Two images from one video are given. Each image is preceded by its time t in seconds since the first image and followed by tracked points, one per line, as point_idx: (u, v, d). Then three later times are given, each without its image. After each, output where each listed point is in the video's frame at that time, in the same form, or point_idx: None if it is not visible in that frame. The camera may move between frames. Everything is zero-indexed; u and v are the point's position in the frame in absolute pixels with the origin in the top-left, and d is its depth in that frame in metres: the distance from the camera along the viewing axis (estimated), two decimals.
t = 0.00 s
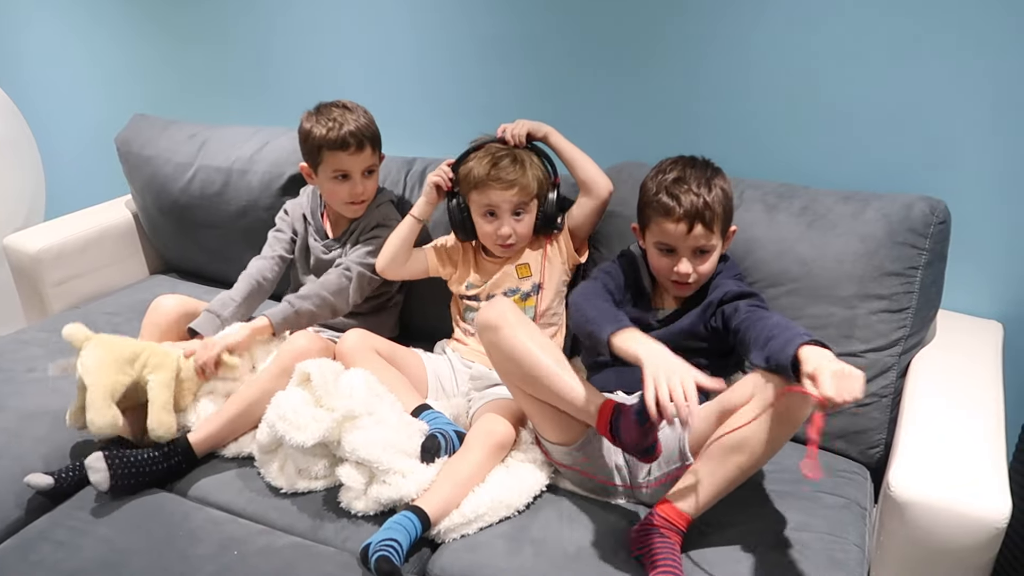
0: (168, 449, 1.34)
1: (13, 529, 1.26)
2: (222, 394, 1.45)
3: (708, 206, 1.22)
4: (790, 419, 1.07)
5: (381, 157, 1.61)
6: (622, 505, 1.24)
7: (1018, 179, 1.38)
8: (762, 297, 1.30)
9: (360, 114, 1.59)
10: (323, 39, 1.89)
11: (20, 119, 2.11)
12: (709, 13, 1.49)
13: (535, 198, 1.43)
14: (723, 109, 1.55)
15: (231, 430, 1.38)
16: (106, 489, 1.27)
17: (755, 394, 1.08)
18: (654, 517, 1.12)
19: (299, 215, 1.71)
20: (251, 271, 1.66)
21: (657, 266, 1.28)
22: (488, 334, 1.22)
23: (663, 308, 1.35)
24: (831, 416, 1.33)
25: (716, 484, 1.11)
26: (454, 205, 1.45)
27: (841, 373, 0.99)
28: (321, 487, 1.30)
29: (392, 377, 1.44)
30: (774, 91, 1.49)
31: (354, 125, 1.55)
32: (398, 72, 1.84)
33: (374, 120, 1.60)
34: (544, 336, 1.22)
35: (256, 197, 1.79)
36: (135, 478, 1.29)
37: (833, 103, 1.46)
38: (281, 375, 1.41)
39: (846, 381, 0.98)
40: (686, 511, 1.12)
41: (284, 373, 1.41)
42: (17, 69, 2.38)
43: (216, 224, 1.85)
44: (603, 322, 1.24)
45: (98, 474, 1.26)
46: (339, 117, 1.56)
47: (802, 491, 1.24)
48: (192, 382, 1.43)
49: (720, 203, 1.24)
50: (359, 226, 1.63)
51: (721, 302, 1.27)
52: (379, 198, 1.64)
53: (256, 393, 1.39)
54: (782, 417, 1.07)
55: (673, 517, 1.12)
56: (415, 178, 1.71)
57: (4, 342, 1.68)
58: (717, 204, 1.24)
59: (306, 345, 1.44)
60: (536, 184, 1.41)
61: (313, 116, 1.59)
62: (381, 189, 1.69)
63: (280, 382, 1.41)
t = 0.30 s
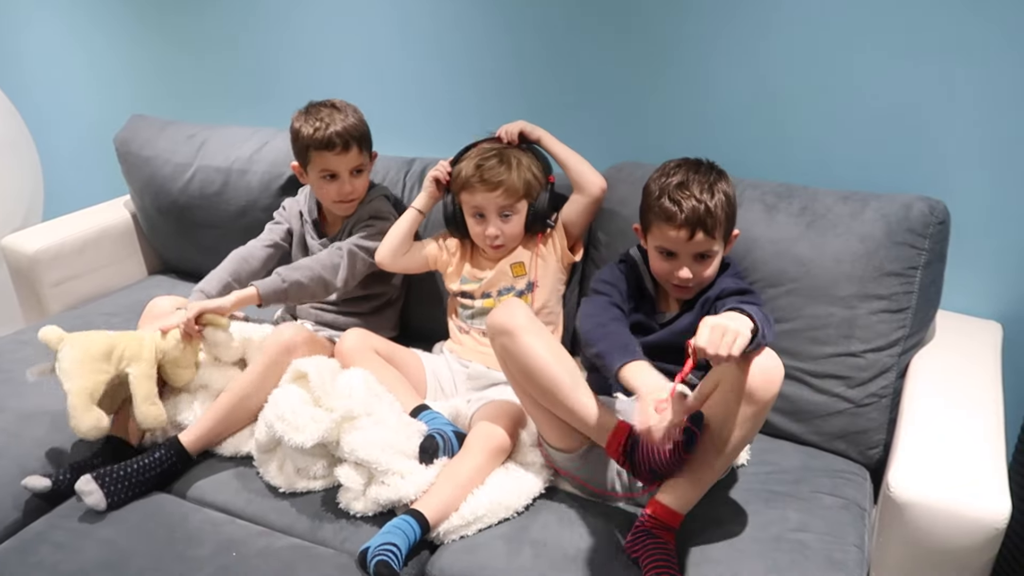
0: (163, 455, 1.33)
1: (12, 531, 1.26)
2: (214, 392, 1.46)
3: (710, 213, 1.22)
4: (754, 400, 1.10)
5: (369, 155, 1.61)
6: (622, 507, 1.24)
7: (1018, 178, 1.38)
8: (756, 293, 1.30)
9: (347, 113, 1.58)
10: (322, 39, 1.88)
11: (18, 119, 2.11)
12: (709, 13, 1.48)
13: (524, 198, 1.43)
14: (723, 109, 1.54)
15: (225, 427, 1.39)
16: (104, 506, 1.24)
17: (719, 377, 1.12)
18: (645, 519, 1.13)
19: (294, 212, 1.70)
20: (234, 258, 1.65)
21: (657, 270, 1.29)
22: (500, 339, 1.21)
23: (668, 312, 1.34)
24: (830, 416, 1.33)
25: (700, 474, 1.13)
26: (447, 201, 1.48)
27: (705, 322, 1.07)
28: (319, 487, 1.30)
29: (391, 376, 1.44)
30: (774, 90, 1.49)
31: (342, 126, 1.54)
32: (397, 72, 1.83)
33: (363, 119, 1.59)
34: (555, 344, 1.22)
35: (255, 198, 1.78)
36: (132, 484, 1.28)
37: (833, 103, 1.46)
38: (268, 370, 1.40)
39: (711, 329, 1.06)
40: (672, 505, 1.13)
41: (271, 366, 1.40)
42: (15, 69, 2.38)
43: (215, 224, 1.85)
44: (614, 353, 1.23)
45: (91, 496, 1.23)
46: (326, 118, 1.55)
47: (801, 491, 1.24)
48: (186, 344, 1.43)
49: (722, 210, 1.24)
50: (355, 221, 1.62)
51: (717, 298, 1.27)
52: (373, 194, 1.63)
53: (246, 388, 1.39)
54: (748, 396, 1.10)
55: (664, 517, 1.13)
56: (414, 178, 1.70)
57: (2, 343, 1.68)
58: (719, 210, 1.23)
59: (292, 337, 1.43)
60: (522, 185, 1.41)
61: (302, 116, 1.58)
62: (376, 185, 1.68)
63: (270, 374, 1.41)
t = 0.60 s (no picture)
0: (157, 456, 1.34)
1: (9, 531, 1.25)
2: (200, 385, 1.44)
3: (716, 214, 1.22)
4: (759, 403, 1.06)
5: (340, 157, 1.57)
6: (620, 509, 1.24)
7: (1018, 178, 1.38)
8: (761, 295, 1.30)
9: (326, 116, 1.56)
10: (321, 39, 1.88)
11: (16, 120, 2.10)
12: (708, 12, 1.48)
13: (523, 196, 1.42)
14: (722, 108, 1.54)
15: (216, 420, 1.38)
16: (99, 510, 1.23)
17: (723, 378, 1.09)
18: (643, 519, 1.13)
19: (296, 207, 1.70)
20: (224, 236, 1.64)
21: (659, 268, 1.28)
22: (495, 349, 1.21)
23: (666, 311, 1.34)
24: (830, 416, 1.32)
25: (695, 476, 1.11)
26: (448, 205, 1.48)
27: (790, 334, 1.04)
28: (317, 487, 1.29)
29: (389, 377, 1.44)
30: (774, 90, 1.49)
31: (308, 128, 1.54)
32: (397, 72, 1.83)
33: (338, 120, 1.56)
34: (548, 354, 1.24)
35: (254, 198, 1.78)
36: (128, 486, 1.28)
37: (833, 103, 1.45)
38: (249, 358, 1.40)
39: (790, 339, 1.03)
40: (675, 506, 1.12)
41: (254, 354, 1.40)
42: (14, 70, 2.37)
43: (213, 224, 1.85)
44: (568, 360, 1.19)
45: (82, 501, 1.22)
46: (308, 117, 1.56)
47: (800, 491, 1.24)
48: (185, 284, 1.37)
49: (729, 211, 1.24)
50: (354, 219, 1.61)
51: (722, 300, 1.27)
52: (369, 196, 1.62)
53: (228, 377, 1.39)
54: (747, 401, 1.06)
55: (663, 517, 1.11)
56: (413, 178, 1.70)
57: None
58: (725, 211, 1.23)
59: (270, 326, 1.41)
60: (521, 183, 1.41)
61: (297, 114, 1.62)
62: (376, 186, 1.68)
63: (254, 362, 1.40)
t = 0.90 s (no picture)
0: (166, 458, 1.33)
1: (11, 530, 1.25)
2: (203, 390, 1.45)
3: (722, 214, 1.22)
4: (758, 402, 1.07)
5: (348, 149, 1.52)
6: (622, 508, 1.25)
7: (1018, 177, 1.38)
8: (763, 295, 1.31)
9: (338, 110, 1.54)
10: (322, 38, 1.88)
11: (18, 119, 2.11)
12: (708, 12, 1.48)
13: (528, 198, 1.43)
14: (723, 108, 1.54)
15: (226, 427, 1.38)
16: (105, 506, 1.23)
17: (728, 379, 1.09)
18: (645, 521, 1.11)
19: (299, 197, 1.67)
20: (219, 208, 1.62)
21: (662, 268, 1.28)
22: (500, 356, 1.24)
23: (670, 310, 1.34)
24: (830, 414, 1.33)
25: (697, 476, 1.11)
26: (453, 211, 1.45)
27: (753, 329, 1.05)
28: (319, 486, 1.29)
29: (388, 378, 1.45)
30: (774, 89, 1.49)
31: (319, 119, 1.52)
32: (397, 71, 1.83)
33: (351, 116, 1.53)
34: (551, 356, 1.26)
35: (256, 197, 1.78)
36: (131, 483, 1.28)
37: (834, 103, 1.46)
38: (267, 368, 1.41)
39: (754, 335, 1.04)
40: (674, 506, 1.11)
41: (272, 365, 1.41)
42: (15, 69, 2.38)
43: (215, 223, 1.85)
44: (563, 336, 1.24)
45: (90, 499, 1.22)
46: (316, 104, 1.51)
47: (801, 490, 1.24)
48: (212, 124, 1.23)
49: (734, 211, 1.24)
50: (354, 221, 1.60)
51: (725, 300, 1.28)
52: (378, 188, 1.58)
53: (244, 385, 1.39)
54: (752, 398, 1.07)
55: (662, 517, 1.10)
56: (415, 177, 1.71)
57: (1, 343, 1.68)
58: (731, 212, 1.24)
59: (289, 336, 1.43)
60: (528, 185, 1.42)
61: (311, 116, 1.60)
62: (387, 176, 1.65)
63: (269, 372, 1.41)
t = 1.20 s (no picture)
0: (172, 461, 1.34)
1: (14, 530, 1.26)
2: (207, 391, 1.46)
3: (716, 225, 1.21)
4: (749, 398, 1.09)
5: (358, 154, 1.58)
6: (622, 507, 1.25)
7: (1019, 176, 1.38)
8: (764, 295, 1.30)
9: (355, 112, 1.58)
10: (324, 39, 1.89)
11: (22, 120, 2.11)
12: (710, 13, 1.49)
13: (535, 197, 1.46)
14: (724, 108, 1.54)
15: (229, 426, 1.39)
16: (107, 506, 1.24)
17: (716, 372, 1.12)
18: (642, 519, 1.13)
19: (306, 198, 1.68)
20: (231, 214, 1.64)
21: (662, 273, 1.29)
22: (498, 358, 1.20)
23: (670, 311, 1.34)
24: (832, 414, 1.33)
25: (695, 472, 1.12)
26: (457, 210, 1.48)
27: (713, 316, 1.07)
28: (321, 486, 1.30)
29: (390, 377, 1.45)
30: (775, 89, 1.49)
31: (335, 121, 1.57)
32: (399, 71, 1.84)
33: (365, 120, 1.58)
34: (549, 355, 1.22)
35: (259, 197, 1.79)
36: (134, 483, 1.28)
37: (834, 103, 1.46)
38: (269, 368, 1.41)
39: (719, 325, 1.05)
40: (670, 502, 1.12)
41: (274, 364, 1.41)
42: (18, 70, 2.38)
43: (218, 223, 1.86)
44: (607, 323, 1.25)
45: (94, 499, 1.23)
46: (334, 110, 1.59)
47: (803, 490, 1.24)
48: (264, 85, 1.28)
49: (730, 220, 1.23)
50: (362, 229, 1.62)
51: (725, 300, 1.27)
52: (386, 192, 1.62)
53: (246, 384, 1.40)
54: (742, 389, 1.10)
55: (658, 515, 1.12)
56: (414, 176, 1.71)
57: (5, 343, 1.69)
58: (728, 222, 1.23)
59: (291, 335, 1.44)
60: (534, 186, 1.45)
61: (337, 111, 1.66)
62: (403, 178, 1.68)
63: (270, 371, 1.41)
